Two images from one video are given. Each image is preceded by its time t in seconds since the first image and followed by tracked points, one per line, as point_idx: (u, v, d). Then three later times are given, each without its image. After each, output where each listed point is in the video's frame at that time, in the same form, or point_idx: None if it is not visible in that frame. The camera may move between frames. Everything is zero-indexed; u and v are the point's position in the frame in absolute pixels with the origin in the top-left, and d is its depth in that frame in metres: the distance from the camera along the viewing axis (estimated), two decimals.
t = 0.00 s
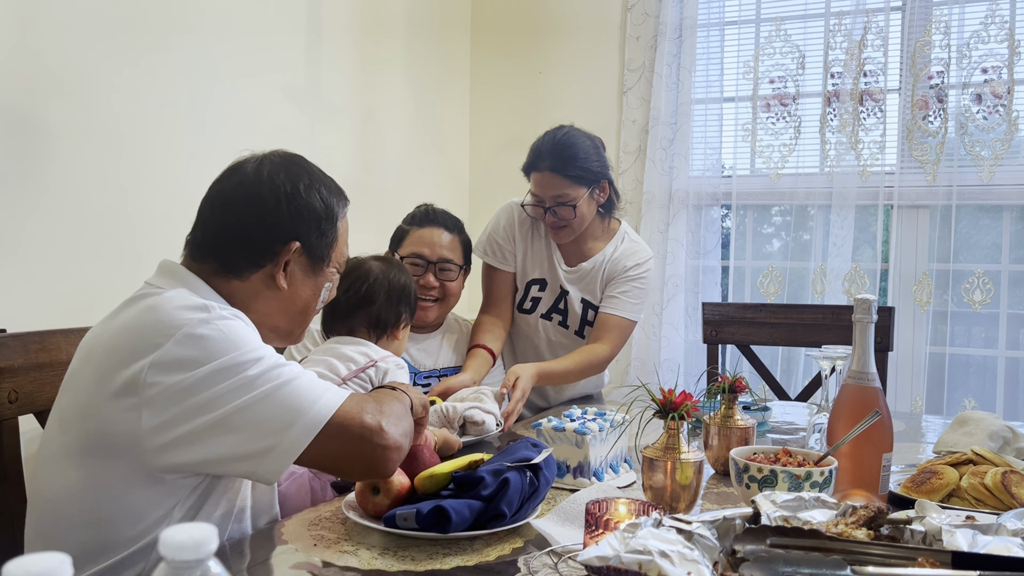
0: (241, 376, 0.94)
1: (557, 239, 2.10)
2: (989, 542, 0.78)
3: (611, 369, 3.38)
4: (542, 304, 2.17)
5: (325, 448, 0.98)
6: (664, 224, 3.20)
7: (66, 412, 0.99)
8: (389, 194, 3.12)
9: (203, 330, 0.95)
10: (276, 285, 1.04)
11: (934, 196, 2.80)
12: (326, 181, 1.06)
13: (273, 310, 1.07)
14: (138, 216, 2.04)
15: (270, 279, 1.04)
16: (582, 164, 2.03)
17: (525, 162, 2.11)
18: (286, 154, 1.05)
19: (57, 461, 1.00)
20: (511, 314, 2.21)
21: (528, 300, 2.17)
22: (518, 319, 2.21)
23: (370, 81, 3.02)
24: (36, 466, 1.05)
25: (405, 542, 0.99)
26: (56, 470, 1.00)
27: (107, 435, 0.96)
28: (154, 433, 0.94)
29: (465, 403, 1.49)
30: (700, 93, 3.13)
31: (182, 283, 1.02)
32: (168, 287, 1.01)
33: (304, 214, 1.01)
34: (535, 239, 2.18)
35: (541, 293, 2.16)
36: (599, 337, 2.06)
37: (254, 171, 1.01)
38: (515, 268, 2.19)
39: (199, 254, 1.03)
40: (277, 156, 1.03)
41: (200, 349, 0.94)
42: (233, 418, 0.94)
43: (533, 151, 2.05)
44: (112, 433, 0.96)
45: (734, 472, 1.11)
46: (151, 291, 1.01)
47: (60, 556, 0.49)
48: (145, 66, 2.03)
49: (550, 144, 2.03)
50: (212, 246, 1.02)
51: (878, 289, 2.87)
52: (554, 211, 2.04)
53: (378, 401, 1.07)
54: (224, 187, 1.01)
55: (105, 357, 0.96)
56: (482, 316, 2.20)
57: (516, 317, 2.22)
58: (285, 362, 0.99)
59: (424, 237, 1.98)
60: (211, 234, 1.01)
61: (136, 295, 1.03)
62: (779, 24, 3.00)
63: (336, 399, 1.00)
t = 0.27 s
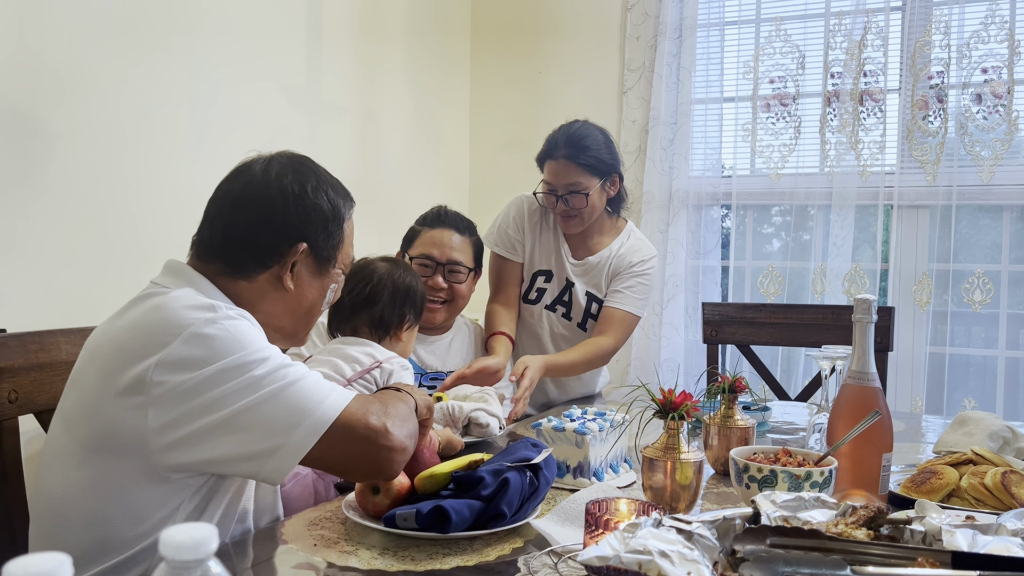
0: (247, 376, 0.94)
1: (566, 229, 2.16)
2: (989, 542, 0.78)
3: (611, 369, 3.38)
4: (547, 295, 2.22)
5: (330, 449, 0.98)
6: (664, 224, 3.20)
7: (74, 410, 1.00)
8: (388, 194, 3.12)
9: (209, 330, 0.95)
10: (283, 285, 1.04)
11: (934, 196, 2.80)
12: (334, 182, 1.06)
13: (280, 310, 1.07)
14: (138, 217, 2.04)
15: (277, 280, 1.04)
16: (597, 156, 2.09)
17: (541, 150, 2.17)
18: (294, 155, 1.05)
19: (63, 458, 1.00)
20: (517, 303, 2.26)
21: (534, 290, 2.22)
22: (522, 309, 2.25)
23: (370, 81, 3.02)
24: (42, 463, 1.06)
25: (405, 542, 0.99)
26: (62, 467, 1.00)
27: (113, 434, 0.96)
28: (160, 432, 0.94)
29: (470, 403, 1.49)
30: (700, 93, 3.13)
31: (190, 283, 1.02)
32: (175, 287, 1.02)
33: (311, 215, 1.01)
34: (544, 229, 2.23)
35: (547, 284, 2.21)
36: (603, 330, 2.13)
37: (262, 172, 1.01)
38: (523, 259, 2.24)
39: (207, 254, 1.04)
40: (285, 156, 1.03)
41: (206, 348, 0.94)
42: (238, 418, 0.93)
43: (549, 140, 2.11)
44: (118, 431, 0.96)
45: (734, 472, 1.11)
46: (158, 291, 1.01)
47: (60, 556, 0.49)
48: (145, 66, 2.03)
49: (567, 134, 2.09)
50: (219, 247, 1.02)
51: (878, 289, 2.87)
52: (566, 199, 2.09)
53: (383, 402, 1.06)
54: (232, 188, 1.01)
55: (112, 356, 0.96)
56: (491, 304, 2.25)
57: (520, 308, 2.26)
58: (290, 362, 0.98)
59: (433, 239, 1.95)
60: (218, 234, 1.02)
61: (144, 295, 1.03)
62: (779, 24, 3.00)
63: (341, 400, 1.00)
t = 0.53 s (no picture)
0: (247, 375, 0.94)
1: (569, 225, 2.17)
2: (989, 542, 0.78)
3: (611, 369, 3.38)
4: (549, 292, 2.21)
5: (330, 449, 0.97)
6: (664, 224, 3.20)
7: (75, 409, 1.00)
8: (388, 194, 3.12)
9: (210, 329, 0.95)
10: (284, 287, 1.04)
11: (934, 196, 2.80)
12: (336, 183, 1.06)
13: (281, 311, 1.07)
14: (138, 217, 2.04)
15: (279, 282, 1.04)
16: (600, 152, 2.13)
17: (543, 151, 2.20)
18: (296, 156, 1.05)
19: (65, 457, 1.01)
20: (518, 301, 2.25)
21: (536, 287, 2.22)
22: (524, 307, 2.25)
23: (370, 81, 3.02)
24: (44, 462, 1.06)
25: (405, 542, 0.99)
26: (63, 466, 1.01)
27: (115, 433, 0.96)
28: (161, 432, 0.95)
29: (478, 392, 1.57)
30: (700, 93, 3.13)
31: (191, 283, 1.02)
32: (176, 286, 1.02)
33: (313, 217, 1.01)
34: (546, 228, 2.24)
35: (549, 281, 2.21)
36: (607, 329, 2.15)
37: (264, 173, 1.01)
38: (526, 256, 2.24)
39: (209, 255, 1.04)
40: (287, 158, 1.03)
41: (207, 347, 0.94)
42: (238, 417, 0.93)
43: (552, 138, 2.15)
44: (119, 430, 0.96)
45: (734, 472, 1.11)
46: (159, 290, 1.02)
47: (60, 556, 0.49)
48: (145, 67, 2.04)
49: (570, 132, 2.13)
50: (221, 248, 1.02)
51: (878, 289, 2.87)
52: (570, 194, 2.11)
53: (385, 402, 1.06)
54: (234, 189, 1.01)
55: (113, 355, 0.97)
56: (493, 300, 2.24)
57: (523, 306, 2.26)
58: (291, 361, 0.98)
59: (439, 241, 1.94)
60: (220, 235, 1.02)
61: (146, 294, 1.03)
62: (779, 24, 3.00)
63: (342, 399, 1.00)
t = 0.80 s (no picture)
0: (251, 376, 0.94)
1: (569, 219, 2.21)
2: (989, 542, 0.78)
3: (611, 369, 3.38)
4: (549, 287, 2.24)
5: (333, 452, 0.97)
6: (664, 224, 3.20)
7: (80, 408, 1.00)
8: (388, 194, 3.12)
9: (215, 329, 0.95)
10: (289, 289, 1.04)
11: (934, 196, 2.80)
12: (341, 184, 1.06)
13: (287, 312, 1.07)
14: (138, 218, 2.04)
15: (284, 283, 1.04)
16: (601, 147, 2.18)
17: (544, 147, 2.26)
18: (301, 157, 1.05)
19: (70, 456, 1.01)
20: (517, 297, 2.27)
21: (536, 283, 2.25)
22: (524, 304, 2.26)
23: (370, 81, 3.02)
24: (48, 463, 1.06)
25: (405, 542, 0.99)
26: (68, 465, 1.01)
27: (120, 432, 0.97)
28: (164, 431, 0.95)
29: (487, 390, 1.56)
30: (700, 93, 3.13)
31: (197, 283, 1.03)
32: (182, 286, 1.02)
33: (317, 218, 1.01)
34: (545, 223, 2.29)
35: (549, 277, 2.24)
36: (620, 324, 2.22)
37: (269, 175, 1.01)
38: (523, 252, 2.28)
39: (215, 256, 1.04)
40: (292, 159, 1.03)
41: (211, 348, 0.94)
42: (241, 418, 0.94)
43: (554, 133, 2.20)
44: (124, 429, 0.97)
45: (734, 472, 1.11)
46: (166, 290, 1.02)
47: (60, 556, 0.49)
48: (145, 66, 2.03)
49: (573, 127, 2.19)
50: (227, 249, 1.02)
51: (878, 289, 2.87)
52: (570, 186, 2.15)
53: (389, 403, 1.06)
54: (239, 191, 1.01)
55: (119, 354, 0.97)
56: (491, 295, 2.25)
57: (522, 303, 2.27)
58: (295, 362, 0.98)
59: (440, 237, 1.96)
60: (225, 237, 1.02)
61: (152, 293, 1.03)
62: (779, 24, 3.00)
63: (345, 400, 0.99)
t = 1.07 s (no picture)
0: (258, 379, 0.95)
1: (569, 209, 2.24)
2: (989, 542, 0.78)
3: (611, 369, 3.38)
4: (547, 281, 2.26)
5: (336, 457, 0.99)
6: (664, 224, 3.20)
7: (87, 406, 1.01)
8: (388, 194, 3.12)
9: (223, 333, 0.96)
10: (295, 293, 1.04)
11: (934, 196, 2.80)
12: (349, 189, 1.05)
13: (294, 316, 1.07)
14: (139, 217, 2.04)
15: (290, 288, 1.04)
16: (602, 138, 2.22)
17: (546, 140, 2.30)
18: (309, 161, 1.05)
19: (78, 455, 1.01)
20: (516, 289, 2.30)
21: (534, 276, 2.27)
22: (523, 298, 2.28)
23: (370, 81, 3.02)
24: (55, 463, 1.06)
25: (405, 542, 0.99)
26: (76, 464, 1.01)
27: (127, 432, 0.97)
28: (171, 432, 0.96)
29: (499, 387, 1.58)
30: (700, 93, 3.13)
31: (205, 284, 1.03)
32: (190, 287, 1.02)
33: (323, 223, 1.01)
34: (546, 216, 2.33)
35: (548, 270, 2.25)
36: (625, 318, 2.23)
37: (275, 179, 1.01)
38: (521, 246, 2.32)
39: (222, 259, 1.05)
40: (299, 163, 1.03)
41: (219, 351, 0.95)
42: (247, 421, 0.95)
43: (555, 126, 2.24)
44: (131, 430, 0.97)
45: (734, 472, 1.11)
46: (173, 291, 1.02)
47: (60, 556, 0.49)
48: (145, 67, 2.04)
49: (574, 120, 2.23)
50: (234, 253, 1.03)
51: (878, 289, 2.87)
52: (571, 176, 2.19)
53: (391, 412, 1.08)
54: (246, 195, 1.02)
55: (126, 354, 0.97)
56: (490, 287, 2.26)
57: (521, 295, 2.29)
58: (300, 367, 0.99)
59: (440, 238, 1.91)
60: (233, 241, 1.03)
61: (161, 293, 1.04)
62: (779, 24, 3.00)
63: (347, 407, 1.01)
